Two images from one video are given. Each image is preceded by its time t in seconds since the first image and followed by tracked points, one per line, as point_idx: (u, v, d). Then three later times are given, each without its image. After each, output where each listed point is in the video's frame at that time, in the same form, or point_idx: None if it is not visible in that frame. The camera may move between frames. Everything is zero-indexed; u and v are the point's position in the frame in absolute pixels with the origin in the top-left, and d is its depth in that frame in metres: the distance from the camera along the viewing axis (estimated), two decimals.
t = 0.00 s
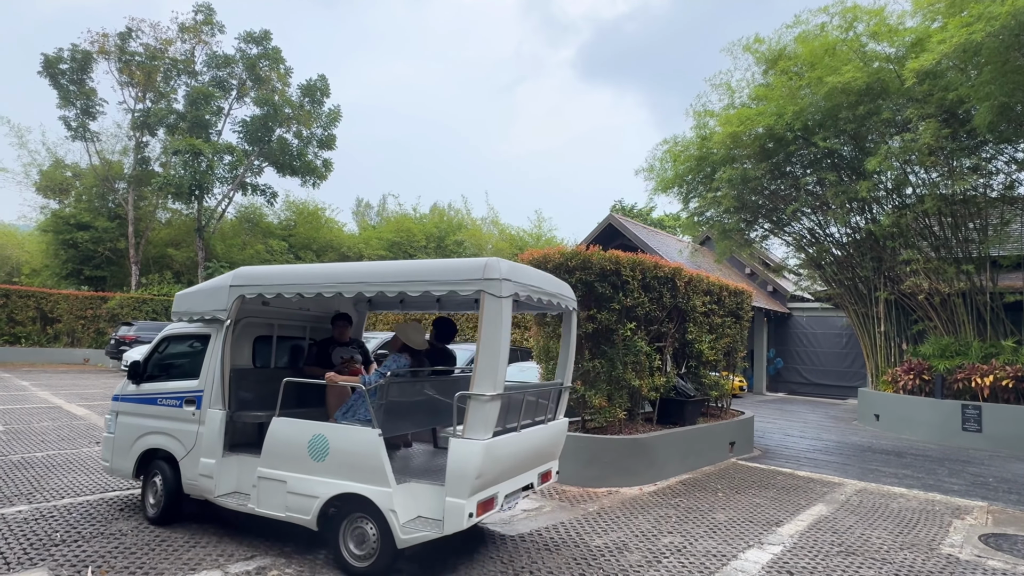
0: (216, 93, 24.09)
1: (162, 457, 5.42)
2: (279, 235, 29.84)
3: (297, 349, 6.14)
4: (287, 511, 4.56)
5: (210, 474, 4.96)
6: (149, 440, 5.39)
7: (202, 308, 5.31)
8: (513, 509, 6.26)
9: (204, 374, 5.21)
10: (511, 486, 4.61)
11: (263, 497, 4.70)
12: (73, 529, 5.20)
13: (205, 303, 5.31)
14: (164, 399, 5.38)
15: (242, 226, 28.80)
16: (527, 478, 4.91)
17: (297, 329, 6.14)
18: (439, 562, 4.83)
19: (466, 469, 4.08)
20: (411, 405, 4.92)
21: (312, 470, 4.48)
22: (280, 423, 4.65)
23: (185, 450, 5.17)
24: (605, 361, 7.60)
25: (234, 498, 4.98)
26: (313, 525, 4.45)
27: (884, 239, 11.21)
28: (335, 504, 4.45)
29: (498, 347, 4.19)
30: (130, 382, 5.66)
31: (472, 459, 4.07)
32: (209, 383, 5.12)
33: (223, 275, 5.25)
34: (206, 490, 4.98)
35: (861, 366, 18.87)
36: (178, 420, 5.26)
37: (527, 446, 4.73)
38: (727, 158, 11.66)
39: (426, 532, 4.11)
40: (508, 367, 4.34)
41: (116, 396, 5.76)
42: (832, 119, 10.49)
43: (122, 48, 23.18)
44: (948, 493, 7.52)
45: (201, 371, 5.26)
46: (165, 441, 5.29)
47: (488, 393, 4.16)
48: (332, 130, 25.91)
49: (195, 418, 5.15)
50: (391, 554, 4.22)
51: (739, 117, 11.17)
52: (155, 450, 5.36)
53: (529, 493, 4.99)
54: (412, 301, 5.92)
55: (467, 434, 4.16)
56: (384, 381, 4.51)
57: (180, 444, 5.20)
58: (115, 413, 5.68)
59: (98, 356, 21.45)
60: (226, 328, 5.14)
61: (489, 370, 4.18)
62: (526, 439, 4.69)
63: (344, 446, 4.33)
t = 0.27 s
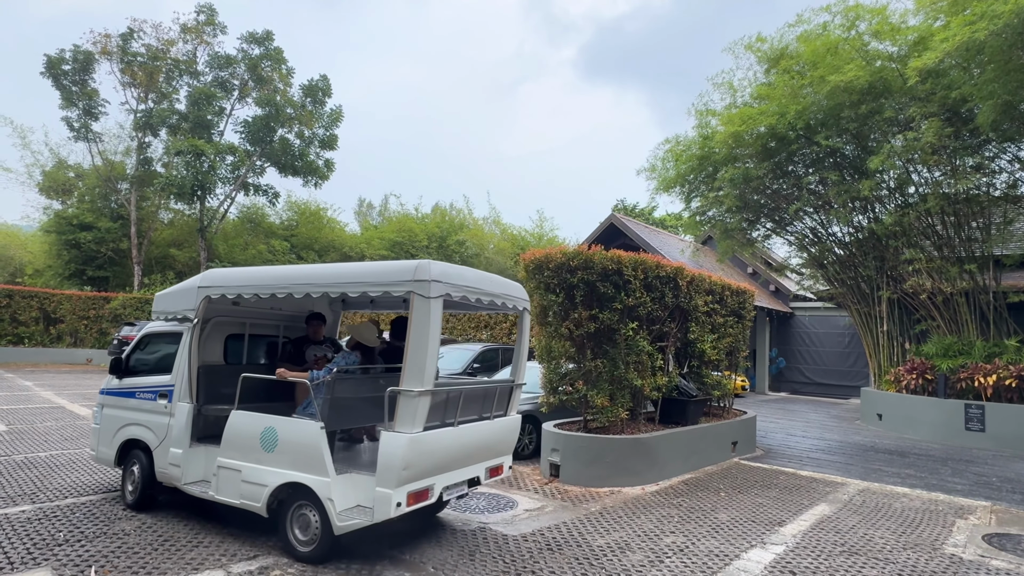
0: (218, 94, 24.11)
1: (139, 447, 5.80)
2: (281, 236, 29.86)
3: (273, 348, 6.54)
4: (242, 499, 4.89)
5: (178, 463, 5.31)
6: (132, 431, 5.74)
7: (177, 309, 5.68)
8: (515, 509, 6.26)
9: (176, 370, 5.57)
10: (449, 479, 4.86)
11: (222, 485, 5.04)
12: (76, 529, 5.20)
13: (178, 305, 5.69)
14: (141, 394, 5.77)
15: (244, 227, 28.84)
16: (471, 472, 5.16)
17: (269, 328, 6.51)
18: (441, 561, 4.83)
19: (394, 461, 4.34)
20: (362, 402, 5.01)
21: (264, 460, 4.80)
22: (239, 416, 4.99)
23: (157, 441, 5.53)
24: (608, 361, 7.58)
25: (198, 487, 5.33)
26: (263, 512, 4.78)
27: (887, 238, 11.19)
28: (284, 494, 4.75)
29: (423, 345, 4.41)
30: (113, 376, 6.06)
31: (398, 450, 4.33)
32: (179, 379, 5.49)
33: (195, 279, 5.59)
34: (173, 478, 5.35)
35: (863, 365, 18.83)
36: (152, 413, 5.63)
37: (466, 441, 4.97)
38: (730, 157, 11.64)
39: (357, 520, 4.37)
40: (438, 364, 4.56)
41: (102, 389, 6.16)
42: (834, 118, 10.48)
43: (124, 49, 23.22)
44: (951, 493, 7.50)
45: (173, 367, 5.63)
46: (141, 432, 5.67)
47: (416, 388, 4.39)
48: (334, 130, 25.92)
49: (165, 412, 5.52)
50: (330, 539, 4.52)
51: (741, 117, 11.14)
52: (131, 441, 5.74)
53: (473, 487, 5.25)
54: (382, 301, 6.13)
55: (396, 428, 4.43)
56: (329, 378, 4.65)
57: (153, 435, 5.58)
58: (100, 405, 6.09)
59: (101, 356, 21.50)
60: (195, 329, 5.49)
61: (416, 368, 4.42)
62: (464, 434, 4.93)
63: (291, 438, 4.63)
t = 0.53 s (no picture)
0: (221, 94, 24.15)
1: (123, 439, 6.24)
2: (284, 236, 29.90)
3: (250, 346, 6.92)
4: (205, 486, 5.20)
5: (155, 452, 5.70)
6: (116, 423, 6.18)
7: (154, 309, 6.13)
8: (518, 509, 6.26)
9: (153, 366, 5.99)
10: (394, 468, 5.14)
11: (188, 474, 5.37)
12: (79, 529, 5.21)
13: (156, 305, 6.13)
14: (125, 389, 6.22)
15: (246, 227, 28.88)
16: (420, 463, 5.41)
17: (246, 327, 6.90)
18: (444, 561, 4.83)
19: (333, 447, 4.63)
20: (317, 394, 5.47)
21: (223, 449, 5.11)
22: (203, 409, 5.33)
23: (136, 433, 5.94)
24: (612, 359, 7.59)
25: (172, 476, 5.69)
26: (222, 497, 5.08)
27: (890, 237, 11.17)
28: (242, 481, 5.05)
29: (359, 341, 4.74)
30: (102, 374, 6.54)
31: (335, 437, 4.63)
32: (156, 374, 5.91)
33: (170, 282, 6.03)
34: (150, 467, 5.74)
35: (866, 365, 18.79)
36: (133, 406, 6.07)
37: (412, 433, 5.25)
38: (732, 157, 11.63)
39: (301, 504, 4.63)
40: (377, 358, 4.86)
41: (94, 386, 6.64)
42: (836, 117, 10.46)
43: (126, 50, 23.27)
44: (954, 493, 7.48)
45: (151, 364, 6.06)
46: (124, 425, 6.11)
47: (353, 380, 4.71)
48: (336, 130, 25.94)
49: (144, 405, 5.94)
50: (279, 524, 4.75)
51: (743, 116, 11.12)
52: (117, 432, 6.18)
53: (426, 477, 5.50)
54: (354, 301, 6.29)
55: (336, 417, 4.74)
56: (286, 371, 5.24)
57: (133, 428, 6.00)
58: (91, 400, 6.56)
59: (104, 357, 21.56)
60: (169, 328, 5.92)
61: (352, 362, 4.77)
62: (410, 425, 5.20)
63: (245, 430, 4.92)
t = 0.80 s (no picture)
0: (223, 95, 24.19)
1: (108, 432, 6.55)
2: (286, 237, 29.96)
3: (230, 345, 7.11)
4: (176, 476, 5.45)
5: (133, 445, 5.99)
6: (102, 419, 6.51)
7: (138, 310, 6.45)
8: (520, 509, 6.25)
9: (134, 364, 6.28)
10: (352, 460, 5.23)
11: (162, 465, 5.63)
12: (83, 529, 5.22)
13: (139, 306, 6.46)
14: (111, 385, 6.54)
15: (248, 228, 28.94)
16: (381, 456, 5.50)
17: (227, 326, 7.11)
18: (446, 561, 4.83)
19: (285, 441, 4.75)
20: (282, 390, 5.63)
21: (193, 442, 5.36)
22: (176, 404, 5.59)
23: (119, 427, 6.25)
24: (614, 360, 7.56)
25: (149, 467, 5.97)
26: (190, 487, 5.33)
27: (893, 237, 11.14)
28: (208, 473, 5.28)
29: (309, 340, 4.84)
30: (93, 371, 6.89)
31: (286, 430, 4.75)
32: (137, 371, 6.20)
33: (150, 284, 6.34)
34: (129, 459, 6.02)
35: (869, 365, 18.73)
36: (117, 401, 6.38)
37: (369, 428, 5.32)
38: (734, 157, 11.62)
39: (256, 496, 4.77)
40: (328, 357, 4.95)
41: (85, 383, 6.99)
42: (839, 117, 10.44)
43: (129, 51, 23.35)
44: (958, 494, 7.45)
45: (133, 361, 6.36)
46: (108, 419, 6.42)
47: (302, 377, 4.82)
48: (338, 131, 25.97)
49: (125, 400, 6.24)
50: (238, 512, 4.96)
51: (745, 116, 11.10)
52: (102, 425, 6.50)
53: (386, 471, 5.56)
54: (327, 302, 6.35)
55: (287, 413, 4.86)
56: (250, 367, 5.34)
57: (116, 422, 6.30)
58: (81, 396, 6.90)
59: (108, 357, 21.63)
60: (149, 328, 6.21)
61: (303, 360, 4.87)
62: (367, 420, 5.29)
63: (210, 424, 5.18)
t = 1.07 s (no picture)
0: (226, 96, 24.24)
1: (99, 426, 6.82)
2: (288, 237, 29.99)
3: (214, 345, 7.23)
4: (156, 466, 5.75)
5: (118, 438, 6.22)
6: (93, 413, 6.78)
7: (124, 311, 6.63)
8: (522, 510, 6.26)
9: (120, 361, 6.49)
10: (314, 452, 5.45)
11: (144, 456, 5.93)
12: (87, 530, 5.22)
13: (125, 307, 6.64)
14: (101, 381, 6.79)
15: (251, 228, 28.97)
16: (343, 449, 5.71)
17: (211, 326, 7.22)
18: (449, 561, 4.83)
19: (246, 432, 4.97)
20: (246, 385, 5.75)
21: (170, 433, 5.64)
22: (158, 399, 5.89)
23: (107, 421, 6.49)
24: (614, 362, 7.56)
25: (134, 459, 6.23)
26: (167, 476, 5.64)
27: (896, 237, 11.10)
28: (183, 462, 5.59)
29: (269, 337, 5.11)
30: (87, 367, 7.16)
31: (246, 422, 4.96)
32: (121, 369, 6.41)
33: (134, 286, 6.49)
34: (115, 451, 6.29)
35: (872, 366, 18.67)
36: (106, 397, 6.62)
37: (331, 421, 5.55)
38: (737, 157, 11.60)
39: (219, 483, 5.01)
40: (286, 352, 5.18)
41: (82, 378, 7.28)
42: (842, 117, 10.42)
43: (132, 53, 23.41)
44: (962, 495, 7.43)
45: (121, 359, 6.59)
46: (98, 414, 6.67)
47: (262, 372, 5.04)
48: (341, 132, 26.00)
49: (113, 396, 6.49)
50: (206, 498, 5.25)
51: (748, 117, 11.08)
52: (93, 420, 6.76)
53: (350, 463, 5.80)
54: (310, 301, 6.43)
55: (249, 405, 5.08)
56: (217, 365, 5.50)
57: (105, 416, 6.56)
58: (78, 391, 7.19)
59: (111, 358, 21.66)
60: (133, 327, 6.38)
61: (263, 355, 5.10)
62: (328, 414, 5.51)
63: (184, 417, 5.45)
